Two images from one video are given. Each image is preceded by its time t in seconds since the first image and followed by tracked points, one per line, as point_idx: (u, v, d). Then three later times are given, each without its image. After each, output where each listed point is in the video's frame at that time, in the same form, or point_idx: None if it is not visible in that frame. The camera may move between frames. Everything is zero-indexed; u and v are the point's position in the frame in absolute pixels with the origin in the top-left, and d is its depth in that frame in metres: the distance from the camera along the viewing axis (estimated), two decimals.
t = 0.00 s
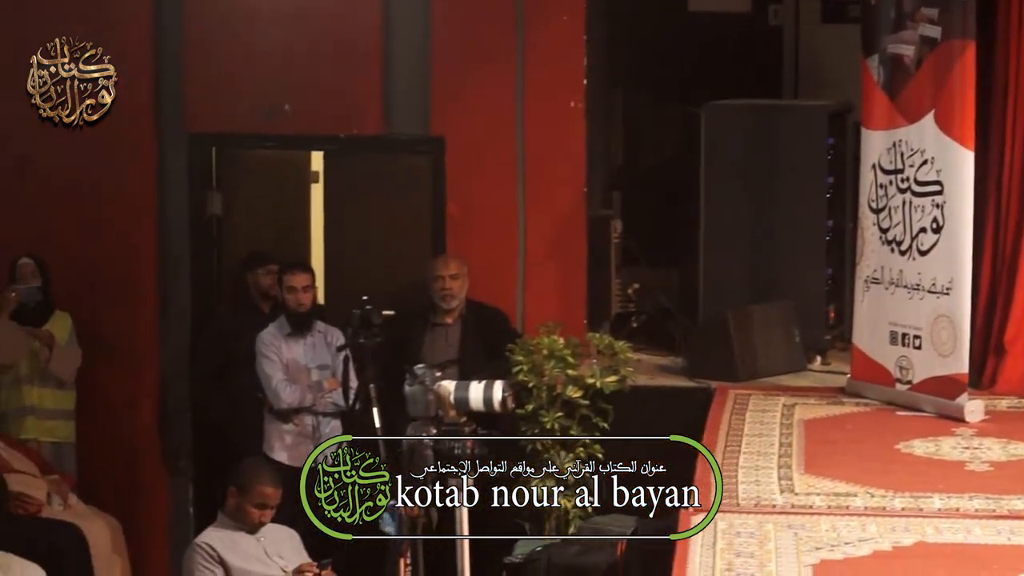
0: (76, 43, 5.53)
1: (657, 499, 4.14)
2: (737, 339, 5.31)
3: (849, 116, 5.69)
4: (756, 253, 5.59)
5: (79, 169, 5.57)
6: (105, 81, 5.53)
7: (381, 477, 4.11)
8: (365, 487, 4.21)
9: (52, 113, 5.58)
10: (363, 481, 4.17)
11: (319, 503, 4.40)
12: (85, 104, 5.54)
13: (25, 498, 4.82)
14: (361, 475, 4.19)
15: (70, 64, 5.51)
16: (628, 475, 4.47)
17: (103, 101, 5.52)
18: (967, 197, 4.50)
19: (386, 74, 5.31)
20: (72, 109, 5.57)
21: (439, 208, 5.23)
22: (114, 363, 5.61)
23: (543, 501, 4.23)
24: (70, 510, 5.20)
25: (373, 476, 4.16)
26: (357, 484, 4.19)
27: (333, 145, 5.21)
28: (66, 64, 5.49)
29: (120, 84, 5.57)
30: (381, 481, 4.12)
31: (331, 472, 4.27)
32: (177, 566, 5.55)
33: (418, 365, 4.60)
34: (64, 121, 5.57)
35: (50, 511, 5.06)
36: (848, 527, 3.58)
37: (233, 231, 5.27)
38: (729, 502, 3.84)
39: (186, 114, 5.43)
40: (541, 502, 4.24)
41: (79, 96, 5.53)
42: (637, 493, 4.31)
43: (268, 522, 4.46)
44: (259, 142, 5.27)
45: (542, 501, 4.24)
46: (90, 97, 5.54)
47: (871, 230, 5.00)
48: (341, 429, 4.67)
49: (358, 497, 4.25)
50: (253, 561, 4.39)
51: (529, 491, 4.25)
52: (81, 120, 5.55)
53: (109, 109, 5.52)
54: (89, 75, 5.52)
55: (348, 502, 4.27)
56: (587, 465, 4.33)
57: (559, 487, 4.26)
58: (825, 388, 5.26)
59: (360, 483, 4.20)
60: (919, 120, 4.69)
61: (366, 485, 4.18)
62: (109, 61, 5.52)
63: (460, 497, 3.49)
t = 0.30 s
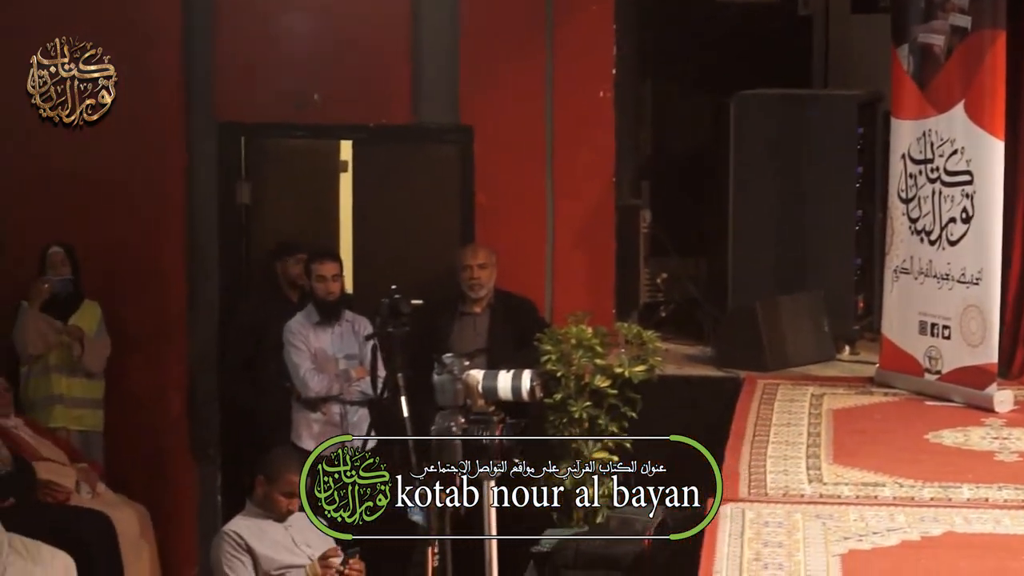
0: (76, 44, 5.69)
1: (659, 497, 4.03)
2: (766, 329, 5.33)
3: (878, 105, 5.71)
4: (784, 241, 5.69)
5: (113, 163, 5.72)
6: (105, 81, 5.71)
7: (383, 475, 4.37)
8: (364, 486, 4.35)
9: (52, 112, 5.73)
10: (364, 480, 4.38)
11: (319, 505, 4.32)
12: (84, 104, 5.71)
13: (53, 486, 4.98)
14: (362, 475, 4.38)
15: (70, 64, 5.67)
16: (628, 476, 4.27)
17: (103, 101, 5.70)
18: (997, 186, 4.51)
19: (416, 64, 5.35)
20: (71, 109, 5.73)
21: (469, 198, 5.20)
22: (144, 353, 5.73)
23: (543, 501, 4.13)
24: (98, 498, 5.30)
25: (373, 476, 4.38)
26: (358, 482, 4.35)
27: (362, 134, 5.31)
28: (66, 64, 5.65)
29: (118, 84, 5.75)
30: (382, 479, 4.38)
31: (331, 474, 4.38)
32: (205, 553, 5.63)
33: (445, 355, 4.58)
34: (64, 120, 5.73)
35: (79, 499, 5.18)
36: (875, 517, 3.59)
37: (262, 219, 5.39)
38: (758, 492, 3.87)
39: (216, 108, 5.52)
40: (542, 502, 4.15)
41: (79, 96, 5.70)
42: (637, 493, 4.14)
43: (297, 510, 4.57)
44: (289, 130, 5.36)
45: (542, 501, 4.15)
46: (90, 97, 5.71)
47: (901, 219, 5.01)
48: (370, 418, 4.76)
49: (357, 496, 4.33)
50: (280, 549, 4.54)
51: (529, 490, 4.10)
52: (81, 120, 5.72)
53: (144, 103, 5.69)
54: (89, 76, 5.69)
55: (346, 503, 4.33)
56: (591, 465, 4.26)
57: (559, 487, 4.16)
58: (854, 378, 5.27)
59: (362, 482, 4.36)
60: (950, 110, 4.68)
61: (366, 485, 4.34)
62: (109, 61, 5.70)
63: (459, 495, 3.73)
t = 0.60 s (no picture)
0: (76, 44, 5.65)
1: (658, 498, 4.20)
2: (786, 320, 5.32)
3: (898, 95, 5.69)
4: (804, 233, 5.59)
5: (128, 158, 5.69)
6: (105, 81, 5.65)
7: (384, 476, 4.41)
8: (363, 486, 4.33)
9: (52, 113, 5.72)
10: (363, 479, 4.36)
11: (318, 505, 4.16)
12: (85, 104, 5.66)
13: (74, 476, 4.98)
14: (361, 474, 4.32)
15: (70, 64, 5.64)
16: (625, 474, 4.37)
17: (102, 101, 5.65)
18: (1018, 176, 4.48)
19: (437, 56, 5.36)
20: (73, 109, 5.70)
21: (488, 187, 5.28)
22: (166, 345, 5.73)
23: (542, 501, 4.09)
24: (120, 488, 5.27)
25: (373, 476, 4.39)
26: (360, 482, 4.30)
27: (383, 124, 5.30)
28: (65, 64, 5.62)
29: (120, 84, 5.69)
30: (382, 481, 4.42)
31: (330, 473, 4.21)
32: (225, 542, 5.68)
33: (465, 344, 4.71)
34: (64, 120, 5.71)
35: (99, 489, 5.14)
36: (896, 508, 3.59)
37: (280, 211, 5.41)
38: (778, 483, 3.87)
39: (235, 100, 5.52)
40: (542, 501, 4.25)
41: (79, 96, 5.65)
42: (636, 493, 4.28)
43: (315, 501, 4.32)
44: (308, 120, 5.37)
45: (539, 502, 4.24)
46: (90, 97, 5.66)
47: (921, 209, 5.01)
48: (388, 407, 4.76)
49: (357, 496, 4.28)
50: (301, 540, 4.27)
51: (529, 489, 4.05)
52: (82, 120, 5.69)
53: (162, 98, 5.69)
54: (89, 75, 5.63)
55: (345, 503, 4.23)
56: (590, 464, 4.32)
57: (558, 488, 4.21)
58: (875, 368, 5.27)
59: (361, 481, 4.32)
60: (971, 99, 4.67)
61: (366, 485, 4.35)
62: (109, 61, 5.64)
63: (458, 495, 3.67)
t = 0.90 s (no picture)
0: (76, 43, 5.61)
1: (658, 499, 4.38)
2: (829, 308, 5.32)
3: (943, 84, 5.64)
4: (850, 222, 5.60)
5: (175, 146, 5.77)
6: (105, 81, 5.70)
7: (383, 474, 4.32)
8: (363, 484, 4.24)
9: (50, 112, 5.62)
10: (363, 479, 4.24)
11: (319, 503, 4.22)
12: (85, 104, 5.68)
13: (119, 461, 5.07)
14: (361, 473, 4.22)
15: (70, 64, 5.58)
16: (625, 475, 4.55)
17: (103, 101, 5.69)
18: None
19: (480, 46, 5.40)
20: (71, 108, 5.65)
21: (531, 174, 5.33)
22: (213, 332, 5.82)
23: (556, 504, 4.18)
24: (164, 473, 5.37)
25: (373, 476, 4.28)
26: (358, 482, 4.21)
27: (427, 112, 5.33)
28: (65, 64, 5.55)
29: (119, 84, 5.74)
30: (382, 478, 4.32)
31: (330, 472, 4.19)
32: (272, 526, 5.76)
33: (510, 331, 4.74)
34: (62, 120, 5.65)
35: (145, 474, 5.26)
36: (941, 497, 3.61)
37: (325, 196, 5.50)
38: (823, 471, 3.89)
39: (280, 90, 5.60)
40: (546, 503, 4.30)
41: (78, 96, 5.66)
42: (636, 494, 4.46)
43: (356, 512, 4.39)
44: (352, 108, 5.40)
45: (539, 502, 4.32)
46: (90, 97, 5.69)
47: (967, 196, 5.00)
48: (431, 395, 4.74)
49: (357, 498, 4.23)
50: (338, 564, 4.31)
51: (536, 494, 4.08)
52: (80, 120, 5.69)
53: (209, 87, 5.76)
54: (89, 76, 5.65)
55: (344, 503, 4.22)
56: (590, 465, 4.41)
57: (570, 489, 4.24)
58: (920, 357, 5.27)
59: (362, 480, 4.23)
60: (1017, 88, 4.65)
61: (365, 484, 4.24)
62: (109, 61, 5.67)
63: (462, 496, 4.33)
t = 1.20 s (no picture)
0: (76, 44, 5.65)
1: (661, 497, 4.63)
2: (877, 294, 5.34)
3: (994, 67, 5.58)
4: (899, 209, 5.62)
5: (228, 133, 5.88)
6: (104, 81, 5.78)
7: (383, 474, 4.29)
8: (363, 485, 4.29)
9: (52, 112, 5.61)
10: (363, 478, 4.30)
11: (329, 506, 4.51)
12: (85, 104, 5.73)
13: (166, 444, 5.21)
14: (362, 473, 4.30)
15: (70, 64, 5.63)
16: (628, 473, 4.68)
17: (104, 100, 5.77)
18: None
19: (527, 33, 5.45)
20: (70, 108, 5.67)
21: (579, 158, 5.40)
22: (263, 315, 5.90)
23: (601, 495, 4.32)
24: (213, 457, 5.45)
25: (373, 475, 4.29)
26: (358, 480, 4.29)
27: (476, 96, 5.46)
28: (68, 64, 5.60)
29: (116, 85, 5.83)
30: (382, 478, 4.28)
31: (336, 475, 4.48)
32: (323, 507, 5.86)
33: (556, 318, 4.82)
34: (63, 120, 5.67)
35: (192, 458, 5.33)
36: (989, 483, 3.64)
37: (373, 181, 5.61)
38: (870, 458, 3.92)
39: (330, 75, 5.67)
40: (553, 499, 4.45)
41: (79, 96, 5.71)
42: (636, 493, 4.62)
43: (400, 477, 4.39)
44: (403, 94, 5.54)
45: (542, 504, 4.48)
46: (90, 97, 5.75)
47: (1016, 182, 4.98)
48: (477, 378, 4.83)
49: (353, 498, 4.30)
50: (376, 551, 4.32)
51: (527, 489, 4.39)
52: (81, 119, 5.75)
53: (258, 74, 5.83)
54: (89, 75, 5.73)
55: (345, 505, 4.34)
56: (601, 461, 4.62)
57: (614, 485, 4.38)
58: (969, 343, 5.28)
59: (361, 480, 4.29)
60: None
61: (364, 484, 4.28)
62: (109, 61, 5.76)
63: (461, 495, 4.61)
